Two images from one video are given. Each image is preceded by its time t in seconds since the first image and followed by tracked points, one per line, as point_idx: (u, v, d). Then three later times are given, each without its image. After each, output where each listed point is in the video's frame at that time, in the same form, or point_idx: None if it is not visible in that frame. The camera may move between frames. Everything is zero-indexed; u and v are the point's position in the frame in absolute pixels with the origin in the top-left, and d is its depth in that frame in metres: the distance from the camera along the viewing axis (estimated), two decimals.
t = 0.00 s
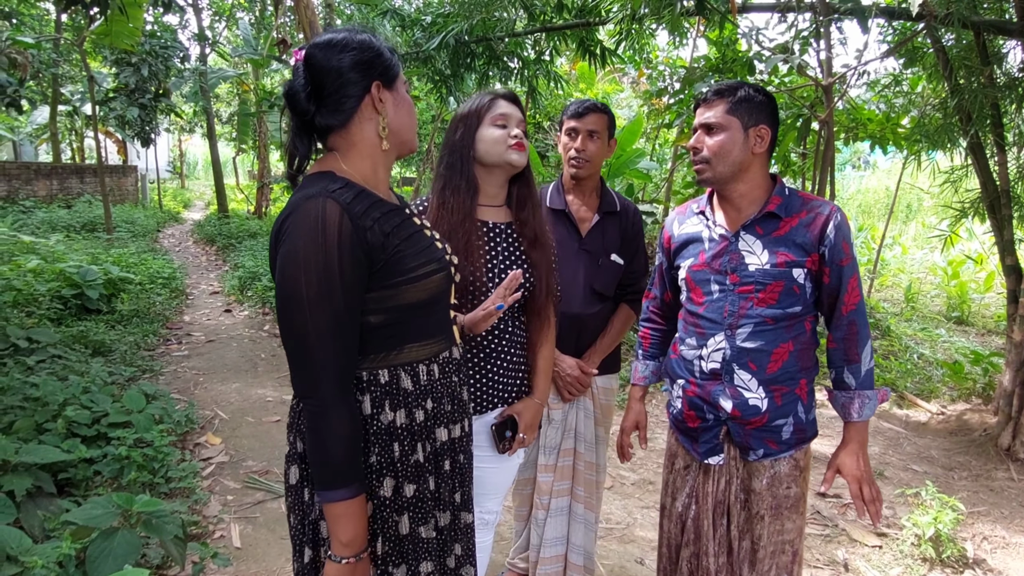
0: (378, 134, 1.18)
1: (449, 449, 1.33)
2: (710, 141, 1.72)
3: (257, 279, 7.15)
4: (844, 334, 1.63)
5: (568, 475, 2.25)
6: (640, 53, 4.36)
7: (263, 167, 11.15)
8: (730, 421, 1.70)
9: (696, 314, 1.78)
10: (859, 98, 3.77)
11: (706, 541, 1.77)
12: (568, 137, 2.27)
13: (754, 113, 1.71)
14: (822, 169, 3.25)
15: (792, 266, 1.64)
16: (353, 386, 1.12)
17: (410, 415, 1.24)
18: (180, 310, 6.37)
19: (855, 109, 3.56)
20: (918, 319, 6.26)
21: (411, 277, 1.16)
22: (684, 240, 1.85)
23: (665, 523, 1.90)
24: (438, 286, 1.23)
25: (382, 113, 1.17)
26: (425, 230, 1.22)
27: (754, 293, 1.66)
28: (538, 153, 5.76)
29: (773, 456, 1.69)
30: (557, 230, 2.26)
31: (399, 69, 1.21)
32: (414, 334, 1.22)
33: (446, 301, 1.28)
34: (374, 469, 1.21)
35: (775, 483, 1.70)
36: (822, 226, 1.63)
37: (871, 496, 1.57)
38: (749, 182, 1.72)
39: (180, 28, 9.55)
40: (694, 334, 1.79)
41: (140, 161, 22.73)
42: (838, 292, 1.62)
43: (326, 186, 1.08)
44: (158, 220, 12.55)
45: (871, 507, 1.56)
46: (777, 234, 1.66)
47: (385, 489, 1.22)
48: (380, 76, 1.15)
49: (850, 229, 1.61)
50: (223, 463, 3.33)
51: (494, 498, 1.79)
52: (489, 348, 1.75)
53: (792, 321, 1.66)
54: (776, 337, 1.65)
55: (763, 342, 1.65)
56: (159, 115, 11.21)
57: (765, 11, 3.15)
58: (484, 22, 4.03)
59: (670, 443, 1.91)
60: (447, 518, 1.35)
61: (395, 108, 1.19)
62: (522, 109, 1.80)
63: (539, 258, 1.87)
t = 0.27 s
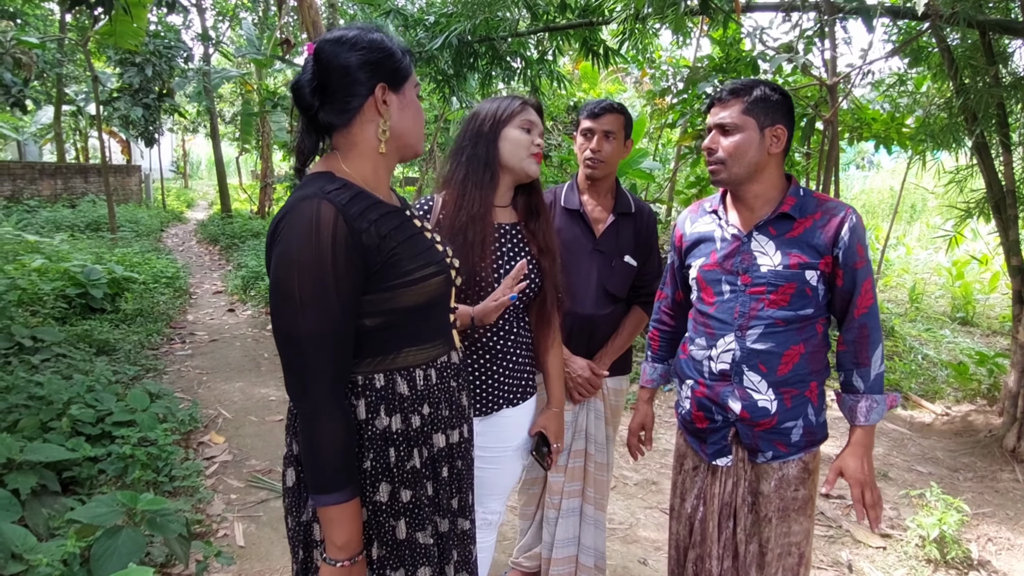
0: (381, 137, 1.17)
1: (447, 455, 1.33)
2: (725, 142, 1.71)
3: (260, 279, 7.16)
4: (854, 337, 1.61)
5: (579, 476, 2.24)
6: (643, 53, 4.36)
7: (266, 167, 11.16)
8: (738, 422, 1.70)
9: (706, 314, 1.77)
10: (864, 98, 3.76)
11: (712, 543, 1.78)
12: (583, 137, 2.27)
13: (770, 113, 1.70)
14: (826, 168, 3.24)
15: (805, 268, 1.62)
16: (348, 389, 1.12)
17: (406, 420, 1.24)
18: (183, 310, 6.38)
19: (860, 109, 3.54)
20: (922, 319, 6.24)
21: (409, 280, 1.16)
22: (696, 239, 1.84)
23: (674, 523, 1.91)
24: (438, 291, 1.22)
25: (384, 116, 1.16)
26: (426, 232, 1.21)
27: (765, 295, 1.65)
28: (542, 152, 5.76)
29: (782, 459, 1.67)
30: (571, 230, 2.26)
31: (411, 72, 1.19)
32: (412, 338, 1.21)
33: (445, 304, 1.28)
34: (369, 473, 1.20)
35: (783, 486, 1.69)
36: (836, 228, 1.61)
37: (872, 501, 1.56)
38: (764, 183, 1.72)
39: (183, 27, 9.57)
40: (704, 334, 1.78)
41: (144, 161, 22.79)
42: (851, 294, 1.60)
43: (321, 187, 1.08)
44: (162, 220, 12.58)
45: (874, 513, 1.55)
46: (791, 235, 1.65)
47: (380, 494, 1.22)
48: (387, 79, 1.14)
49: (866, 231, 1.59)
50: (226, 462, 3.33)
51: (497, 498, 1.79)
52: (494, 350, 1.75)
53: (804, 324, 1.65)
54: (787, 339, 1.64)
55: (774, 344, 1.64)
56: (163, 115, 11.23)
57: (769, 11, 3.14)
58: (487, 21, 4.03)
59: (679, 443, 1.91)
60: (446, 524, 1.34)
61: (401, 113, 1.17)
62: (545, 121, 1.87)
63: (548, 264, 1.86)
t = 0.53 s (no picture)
0: (386, 136, 1.16)
1: (447, 462, 1.33)
2: (743, 142, 1.70)
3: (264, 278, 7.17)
4: (868, 342, 1.61)
5: (588, 479, 2.23)
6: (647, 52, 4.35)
7: (270, 166, 11.17)
8: (747, 424, 1.69)
9: (717, 315, 1.77)
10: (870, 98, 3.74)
11: (719, 546, 1.78)
12: (595, 138, 2.27)
13: (790, 112, 1.68)
14: (831, 168, 3.22)
15: (819, 270, 1.61)
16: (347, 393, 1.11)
17: (407, 426, 1.23)
18: (188, 309, 6.39)
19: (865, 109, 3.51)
20: (927, 320, 6.22)
21: (412, 285, 1.15)
22: (709, 238, 1.83)
23: (683, 524, 1.90)
24: (441, 295, 1.22)
25: (390, 116, 1.15)
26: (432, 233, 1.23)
27: (778, 296, 1.64)
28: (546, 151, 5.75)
29: (791, 463, 1.66)
30: (582, 231, 2.25)
31: (425, 71, 1.18)
32: (415, 342, 1.21)
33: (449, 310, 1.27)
34: (367, 478, 1.20)
35: (792, 489, 1.68)
36: (853, 231, 1.60)
37: (878, 509, 1.58)
38: (781, 184, 1.70)
39: (187, 27, 9.59)
40: (714, 335, 1.78)
41: (148, 160, 22.83)
42: (865, 299, 1.59)
43: (323, 187, 1.07)
44: (165, 219, 12.59)
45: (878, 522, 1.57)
46: (806, 237, 1.64)
47: (378, 500, 1.22)
48: (398, 79, 1.13)
49: (883, 235, 1.58)
50: (230, 461, 3.33)
51: (501, 500, 1.80)
52: (502, 351, 1.74)
53: (816, 326, 1.64)
54: (799, 342, 1.63)
55: (785, 346, 1.64)
56: (167, 114, 11.25)
57: (774, 9, 3.13)
58: (491, 20, 4.02)
59: (688, 444, 1.90)
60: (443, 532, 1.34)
61: (409, 114, 1.16)
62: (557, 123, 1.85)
63: (558, 268, 1.87)
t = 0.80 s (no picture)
0: (417, 134, 1.17)
1: (442, 472, 1.34)
2: (761, 143, 1.68)
3: (271, 277, 7.19)
4: (885, 346, 1.59)
5: (595, 479, 2.22)
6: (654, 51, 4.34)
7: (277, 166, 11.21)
8: (759, 426, 1.69)
9: (730, 315, 1.76)
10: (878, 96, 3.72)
11: (730, 548, 1.77)
12: (602, 138, 2.26)
13: (810, 113, 1.67)
14: (839, 167, 3.21)
15: (835, 273, 1.60)
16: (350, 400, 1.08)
17: (406, 435, 1.24)
18: (195, 308, 6.42)
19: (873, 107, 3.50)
20: (936, 319, 6.18)
21: (430, 299, 1.14)
22: (724, 237, 1.82)
23: (693, 525, 1.90)
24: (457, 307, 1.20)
25: (423, 113, 1.15)
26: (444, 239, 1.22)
27: (793, 298, 1.63)
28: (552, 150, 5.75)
29: (803, 465, 1.66)
30: (589, 231, 2.25)
31: (455, 71, 1.19)
32: (422, 352, 1.20)
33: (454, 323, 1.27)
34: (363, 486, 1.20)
35: (803, 492, 1.67)
36: (871, 234, 1.58)
37: (894, 516, 1.55)
38: (801, 185, 1.68)
39: (195, 27, 9.63)
40: (727, 335, 1.77)
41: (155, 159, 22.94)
42: (883, 303, 1.58)
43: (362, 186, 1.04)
44: (173, 218, 12.66)
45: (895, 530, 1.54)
46: (823, 238, 1.62)
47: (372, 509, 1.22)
48: (434, 77, 1.14)
49: (902, 239, 1.57)
50: (237, 459, 3.34)
51: (510, 501, 1.83)
52: (513, 352, 1.74)
53: (831, 329, 1.63)
54: (813, 344, 1.62)
55: (798, 348, 1.63)
56: (174, 114, 11.30)
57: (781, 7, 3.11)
58: (497, 19, 4.02)
59: (700, 445, 1.90)
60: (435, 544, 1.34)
61: (440, 113, 1.17)
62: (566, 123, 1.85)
63: (569, 269, 1.87)
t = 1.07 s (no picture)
0: (434, 149, 1.18)
1: (429, 481, 1.37)
2: (781, 143, 1.67)
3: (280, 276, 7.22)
4: (902, 350, 1.58)
5: (606, 480, 2.22)
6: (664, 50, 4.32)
7: (286, 165, 11.26)
8: (773, 429, 1.68)
9: (745, 316, 1.75)
10: (888, 95, 3.69)
11: (744, 551, 1.76)
12: (608, 138, 2.26)
13: (832, 113, 1.66)
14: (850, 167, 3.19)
15: (853, 275, 1.59)
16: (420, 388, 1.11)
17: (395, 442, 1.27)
18: (204, 306, 6.46)
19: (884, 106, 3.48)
20: (947, 319, 6.13)
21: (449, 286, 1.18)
22: (739, 237, 1.81)
23: (705, 528, 1.89)
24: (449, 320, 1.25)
25: (444, 131, 1.16)
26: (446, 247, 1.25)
27: (809, 300, 1.62)
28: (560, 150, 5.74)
29: (817, 469, 1.65)
30: (595, 231, 2.24)
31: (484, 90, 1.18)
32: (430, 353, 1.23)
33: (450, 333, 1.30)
34: (351, 494, 1.24)
35: (817, 495, 1.66)
36: (889, 237, 1.57)
37: (908, 521, 1.54)
38: (820, 186, 1.67)
39: (205, 27, 9.68)
40: (741, 336, 1.76)
41: (165, 159, 23.09)
42: (901, 306, 1.57)
43: (388, 194, 1.05)
44: (183, 217, 12.74)
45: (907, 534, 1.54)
46: (841, 240, 1.61)
47: (359, 517, 1.25)
48: (459, 98, 1.13)
49: (920, 242, 1.56)
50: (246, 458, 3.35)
51: (519, 502, 1.82)
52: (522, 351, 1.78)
53: (847, 332, 1.62)
54: (829, 347, 1.61)
55: (814, 351, 1.62)
56: (184, 113, 11.37)
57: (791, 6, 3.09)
58: (506, 19, 4.02)
59: (713, 447, 1.89)
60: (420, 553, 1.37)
61: (460, 131, 1.18)
62: (574, 121, 1.83)
63: (579, 269, 1.86)
